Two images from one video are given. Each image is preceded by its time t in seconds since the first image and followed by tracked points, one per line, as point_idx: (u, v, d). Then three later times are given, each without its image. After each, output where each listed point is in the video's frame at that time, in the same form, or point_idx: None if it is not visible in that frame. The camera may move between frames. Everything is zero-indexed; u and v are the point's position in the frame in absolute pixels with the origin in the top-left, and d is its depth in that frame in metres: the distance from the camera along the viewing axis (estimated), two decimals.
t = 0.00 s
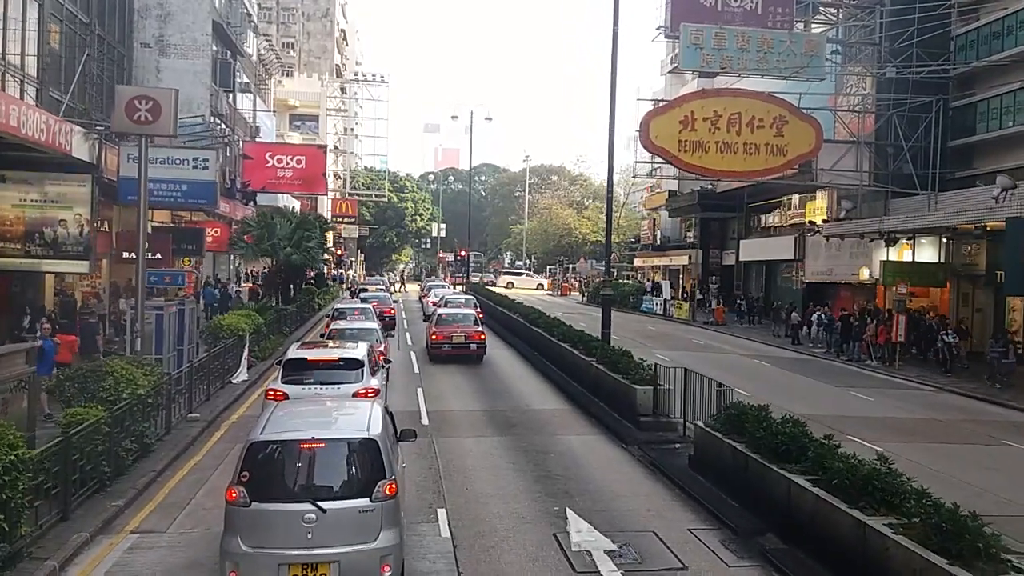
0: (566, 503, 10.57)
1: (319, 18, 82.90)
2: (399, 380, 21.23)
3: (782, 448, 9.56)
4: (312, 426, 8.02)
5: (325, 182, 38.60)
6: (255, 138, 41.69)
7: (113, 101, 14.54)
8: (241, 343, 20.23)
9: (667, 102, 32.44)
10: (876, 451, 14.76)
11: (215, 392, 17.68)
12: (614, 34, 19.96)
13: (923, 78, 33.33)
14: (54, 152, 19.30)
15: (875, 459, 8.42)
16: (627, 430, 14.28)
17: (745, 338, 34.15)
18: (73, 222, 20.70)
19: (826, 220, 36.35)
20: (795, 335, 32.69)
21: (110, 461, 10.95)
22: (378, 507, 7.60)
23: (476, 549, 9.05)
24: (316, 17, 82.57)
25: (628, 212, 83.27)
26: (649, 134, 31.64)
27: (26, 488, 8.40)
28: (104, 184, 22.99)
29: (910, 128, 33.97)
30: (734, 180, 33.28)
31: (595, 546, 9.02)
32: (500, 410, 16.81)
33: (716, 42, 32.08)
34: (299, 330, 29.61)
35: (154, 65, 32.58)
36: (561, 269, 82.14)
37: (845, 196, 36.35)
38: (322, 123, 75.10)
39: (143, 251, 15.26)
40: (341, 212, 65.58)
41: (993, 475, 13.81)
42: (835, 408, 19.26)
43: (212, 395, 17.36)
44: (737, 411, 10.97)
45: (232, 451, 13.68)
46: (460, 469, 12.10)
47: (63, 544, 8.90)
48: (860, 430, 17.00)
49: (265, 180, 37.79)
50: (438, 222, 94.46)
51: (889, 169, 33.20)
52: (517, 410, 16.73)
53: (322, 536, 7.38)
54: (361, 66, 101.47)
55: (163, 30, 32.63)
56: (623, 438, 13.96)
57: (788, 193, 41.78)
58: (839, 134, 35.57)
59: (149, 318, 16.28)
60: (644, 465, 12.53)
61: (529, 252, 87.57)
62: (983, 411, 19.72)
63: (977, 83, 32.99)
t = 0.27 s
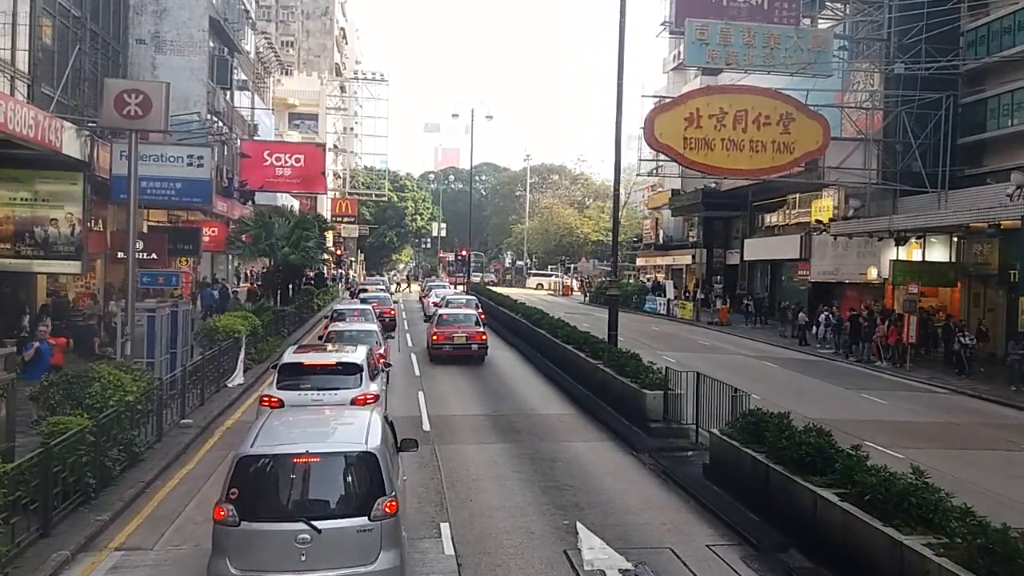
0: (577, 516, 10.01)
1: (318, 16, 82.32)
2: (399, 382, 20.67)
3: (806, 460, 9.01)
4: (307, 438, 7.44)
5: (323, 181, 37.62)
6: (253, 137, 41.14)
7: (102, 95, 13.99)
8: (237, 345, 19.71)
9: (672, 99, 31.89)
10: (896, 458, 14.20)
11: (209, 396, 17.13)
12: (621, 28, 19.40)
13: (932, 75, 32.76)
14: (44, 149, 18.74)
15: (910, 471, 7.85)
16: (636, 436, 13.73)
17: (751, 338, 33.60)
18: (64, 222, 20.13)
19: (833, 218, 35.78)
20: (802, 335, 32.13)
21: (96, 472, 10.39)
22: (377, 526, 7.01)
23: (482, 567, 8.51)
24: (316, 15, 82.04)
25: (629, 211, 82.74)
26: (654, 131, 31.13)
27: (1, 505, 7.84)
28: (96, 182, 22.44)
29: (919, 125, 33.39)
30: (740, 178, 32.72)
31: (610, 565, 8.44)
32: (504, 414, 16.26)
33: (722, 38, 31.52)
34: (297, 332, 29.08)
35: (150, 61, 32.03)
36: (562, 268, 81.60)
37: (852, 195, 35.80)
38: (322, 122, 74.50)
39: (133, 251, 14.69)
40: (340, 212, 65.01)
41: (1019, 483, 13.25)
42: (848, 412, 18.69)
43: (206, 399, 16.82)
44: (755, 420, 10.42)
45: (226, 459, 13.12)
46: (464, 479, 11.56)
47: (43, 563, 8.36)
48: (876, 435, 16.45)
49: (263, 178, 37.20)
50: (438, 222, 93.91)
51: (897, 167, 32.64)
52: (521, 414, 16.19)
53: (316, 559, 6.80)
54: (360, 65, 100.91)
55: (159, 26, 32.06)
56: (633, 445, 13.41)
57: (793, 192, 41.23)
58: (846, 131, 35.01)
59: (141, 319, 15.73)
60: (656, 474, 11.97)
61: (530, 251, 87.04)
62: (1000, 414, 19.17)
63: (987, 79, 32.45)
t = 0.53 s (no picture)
0: (588, 531, 9.44)
1: (317, 14, 81.79)
2: (399, 385, 20.14)
3: (832, 471, 8.46)
4: (301, 453, 6.89)
5: (323, 179, 37.34)
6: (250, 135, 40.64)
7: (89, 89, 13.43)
8: (233, 347, 19.17)
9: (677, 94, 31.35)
10: (916, 464, 13.66)
11: (203, 401, 16.60)
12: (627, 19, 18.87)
13: (940, 70, 32.18)
14: (33, 147, 18.20)
15: (950, 487, 7.30)
16: (646, 443, 13.23)
17: (757, 338, 33.07)
18: (55, 221, 19.62)
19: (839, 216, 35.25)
20: (809, 335, 31.60)
21: (80, 485, 9.83)
22: (375, 550, 6.46)
23: None
24: (315, 14, 81.48)
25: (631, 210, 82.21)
26: (658, 128, 30.59)
27: None
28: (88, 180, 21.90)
29: (927, 122, 32.84)
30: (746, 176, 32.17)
31: None
32: (509, 419, 15.74)
33: (727, 32, 30.97)
34: (295, 333, 28.57)
35: (145, 58, 31.50)
36: (564, 268, 81.07)
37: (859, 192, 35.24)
38: (321, 121, 73.92)
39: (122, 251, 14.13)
40: (340, 211, 64.46)
41: None
42: (861, 415, 18.16)
43: (200, 404, 16.28)
44: (776, 428, 9.88)
45: (218, 468, 12.56)
46: (467, 489, 11.02)
47: None
48: (892, 438, 15.90)
49: (261, 177, 36.74)
50: (439, 221, 93.37)
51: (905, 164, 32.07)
52: (525, 418, 15.68)
53: None
54: (360, 64, 100.35)
55: (154, 22, 31.51)
56: (644, 452, 12.90)
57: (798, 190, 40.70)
58: (852, 128, 34.46)
59: (132, 322, 15.18)
60: (669, 483, 11.45)
61: (530, 250, 86.50)
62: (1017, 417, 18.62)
63: (997, 74, 31.92)
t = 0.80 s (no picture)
0: (599, 547, 8.91)
1: (316, 12, 81.17)
2: (400, 388, 19.62)
3: (861, 485, 7.94)
4: (294, 469, 6.37)
5: (322, 178, 36.64)
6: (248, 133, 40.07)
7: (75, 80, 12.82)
8: (228, 348, 18.62)
9: (681, 90, 30.80)
10: (938, 472, 13.11)
11: (196, 405, 16.06)
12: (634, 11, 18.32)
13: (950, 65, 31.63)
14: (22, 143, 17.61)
15: (992, 503, 6.77)
16: (657, 449, 12.71)
17: (763, 338, 32.55)
18: (45, 220, 19.08)
19: (846, 215, 34.72)
20: (816, 335, 31.09)
21: (62, 498, 9.31)
22: None
23: None
24: (314, 11, 80.88)
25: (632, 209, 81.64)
26: (663, 124, 30.04)
27: None
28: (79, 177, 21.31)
29: (936, 118, 32.29)
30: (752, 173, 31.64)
31: None
32: (513, 423, 15.25)
33: (733, 27, 30.41)
34: (293, 334, 28.02)
35: (140, 54, 30.91)
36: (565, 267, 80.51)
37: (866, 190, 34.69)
38: (320, 119, 73.34)
39: (110, 251, 13.54)
40: (339, 210, 63.93)
41: None
42: (875, 419, 17.62)
43: (193, 408, 15.74)
44: (798, 437, 9.36)
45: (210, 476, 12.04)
46: (470, 500, 10.49)
47: None
48: (909, 443, 15.37)
49: (259, 175, 36.28)
50: (439, 220, 92.79)
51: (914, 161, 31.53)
52: (530, 423, 15.16)
53: None
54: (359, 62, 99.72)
55: (149, 17, 30.88)
56: (654, 459, 12.41)
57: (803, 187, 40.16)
58: (859, 124, 33.90)
59: (122, 323, 14.62)
60: (682, 493, 10.95)
61: (531, 250, 85.93)
62: None
63: (1007, 70, 31.36)
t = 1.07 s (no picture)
0: (611, 564, 8.41)
1: (316, 9, 80.58)
2: (400, 391, 19.13)
3: (893, 500, 7.43)
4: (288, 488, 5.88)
5: (320, 176, 36.56)
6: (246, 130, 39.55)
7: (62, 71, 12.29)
8: (224, 350, 18.11)
9: (686, 86, 30.22)
10: (960, 480, 12.59)
11: (189, 409, 15.56)
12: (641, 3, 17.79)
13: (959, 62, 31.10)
14: (11, 139, 17.07)
15: None
16: (668, 457, 12.22)
17: (768, 339, 32.05)
18: (36, 218, 18.61)
19: (853, 213, 34.21)
20: (823, 336, 30.61)
21: (44, 511, 8.81)
22: None
23: None
24: (313, 9, 80.27)
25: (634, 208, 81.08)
26: (667, 122, 29.51)
27: None
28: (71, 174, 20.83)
29: (945, 116, 31.77)
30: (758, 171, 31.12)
31: None
32: (517, 429, 14.73)
33: (739, 23, 29.89)
34: (291, 335, 27.51)
35: (136, 50, 30.43)
36: (566, 266, 79.99)
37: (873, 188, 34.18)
38: (320, 118, 72.78)
39: (97, 250, 13.00)
40: (339, 209, 63.40)
41: None
42: (889, 424, 17.10)
43: (186, 412, 15.24)
44: (822, 447, 8.86)
45: (202, 486, 11.54)
46: (474, 512, 9.99)
47: None
48: (926, 448, 14.86)
49: (257, 173, 35.72)
50: (439, 219, 92.26)
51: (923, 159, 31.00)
52: (535, 428, 14.66)
53: None
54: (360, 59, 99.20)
55: (146, 12, 30.36)
56: (665, 467, 11.90)
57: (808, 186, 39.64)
58: (867, 122, 33.38)
59: (111, 325, 14.10)
60: (695, 504, 10.46)
61: (532, 249, 85.42)
62: None
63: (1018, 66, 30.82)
